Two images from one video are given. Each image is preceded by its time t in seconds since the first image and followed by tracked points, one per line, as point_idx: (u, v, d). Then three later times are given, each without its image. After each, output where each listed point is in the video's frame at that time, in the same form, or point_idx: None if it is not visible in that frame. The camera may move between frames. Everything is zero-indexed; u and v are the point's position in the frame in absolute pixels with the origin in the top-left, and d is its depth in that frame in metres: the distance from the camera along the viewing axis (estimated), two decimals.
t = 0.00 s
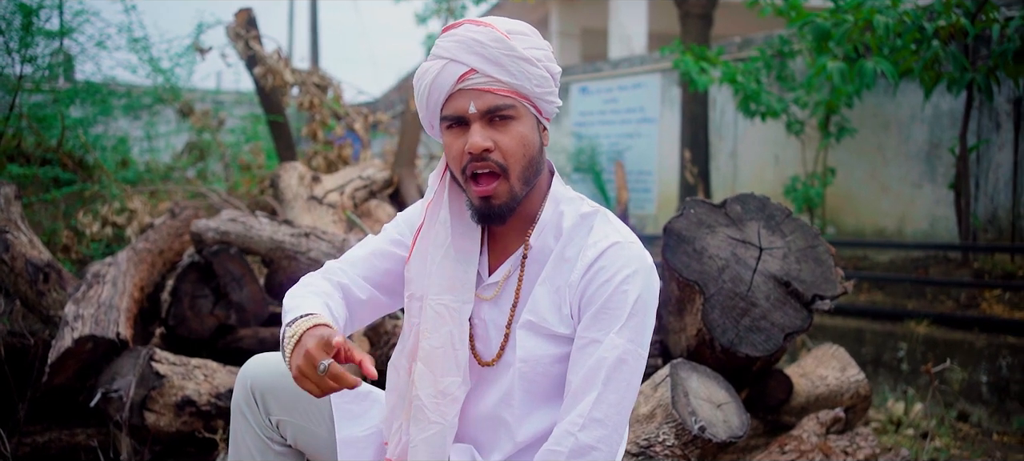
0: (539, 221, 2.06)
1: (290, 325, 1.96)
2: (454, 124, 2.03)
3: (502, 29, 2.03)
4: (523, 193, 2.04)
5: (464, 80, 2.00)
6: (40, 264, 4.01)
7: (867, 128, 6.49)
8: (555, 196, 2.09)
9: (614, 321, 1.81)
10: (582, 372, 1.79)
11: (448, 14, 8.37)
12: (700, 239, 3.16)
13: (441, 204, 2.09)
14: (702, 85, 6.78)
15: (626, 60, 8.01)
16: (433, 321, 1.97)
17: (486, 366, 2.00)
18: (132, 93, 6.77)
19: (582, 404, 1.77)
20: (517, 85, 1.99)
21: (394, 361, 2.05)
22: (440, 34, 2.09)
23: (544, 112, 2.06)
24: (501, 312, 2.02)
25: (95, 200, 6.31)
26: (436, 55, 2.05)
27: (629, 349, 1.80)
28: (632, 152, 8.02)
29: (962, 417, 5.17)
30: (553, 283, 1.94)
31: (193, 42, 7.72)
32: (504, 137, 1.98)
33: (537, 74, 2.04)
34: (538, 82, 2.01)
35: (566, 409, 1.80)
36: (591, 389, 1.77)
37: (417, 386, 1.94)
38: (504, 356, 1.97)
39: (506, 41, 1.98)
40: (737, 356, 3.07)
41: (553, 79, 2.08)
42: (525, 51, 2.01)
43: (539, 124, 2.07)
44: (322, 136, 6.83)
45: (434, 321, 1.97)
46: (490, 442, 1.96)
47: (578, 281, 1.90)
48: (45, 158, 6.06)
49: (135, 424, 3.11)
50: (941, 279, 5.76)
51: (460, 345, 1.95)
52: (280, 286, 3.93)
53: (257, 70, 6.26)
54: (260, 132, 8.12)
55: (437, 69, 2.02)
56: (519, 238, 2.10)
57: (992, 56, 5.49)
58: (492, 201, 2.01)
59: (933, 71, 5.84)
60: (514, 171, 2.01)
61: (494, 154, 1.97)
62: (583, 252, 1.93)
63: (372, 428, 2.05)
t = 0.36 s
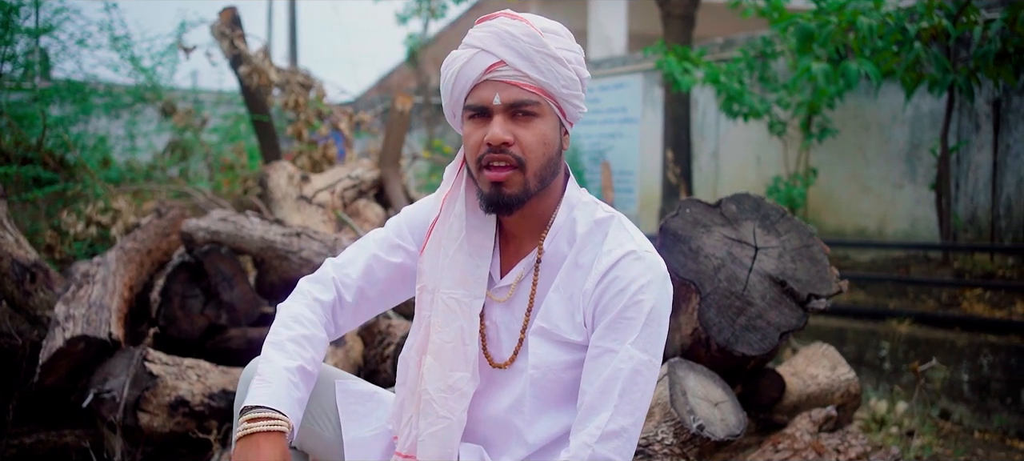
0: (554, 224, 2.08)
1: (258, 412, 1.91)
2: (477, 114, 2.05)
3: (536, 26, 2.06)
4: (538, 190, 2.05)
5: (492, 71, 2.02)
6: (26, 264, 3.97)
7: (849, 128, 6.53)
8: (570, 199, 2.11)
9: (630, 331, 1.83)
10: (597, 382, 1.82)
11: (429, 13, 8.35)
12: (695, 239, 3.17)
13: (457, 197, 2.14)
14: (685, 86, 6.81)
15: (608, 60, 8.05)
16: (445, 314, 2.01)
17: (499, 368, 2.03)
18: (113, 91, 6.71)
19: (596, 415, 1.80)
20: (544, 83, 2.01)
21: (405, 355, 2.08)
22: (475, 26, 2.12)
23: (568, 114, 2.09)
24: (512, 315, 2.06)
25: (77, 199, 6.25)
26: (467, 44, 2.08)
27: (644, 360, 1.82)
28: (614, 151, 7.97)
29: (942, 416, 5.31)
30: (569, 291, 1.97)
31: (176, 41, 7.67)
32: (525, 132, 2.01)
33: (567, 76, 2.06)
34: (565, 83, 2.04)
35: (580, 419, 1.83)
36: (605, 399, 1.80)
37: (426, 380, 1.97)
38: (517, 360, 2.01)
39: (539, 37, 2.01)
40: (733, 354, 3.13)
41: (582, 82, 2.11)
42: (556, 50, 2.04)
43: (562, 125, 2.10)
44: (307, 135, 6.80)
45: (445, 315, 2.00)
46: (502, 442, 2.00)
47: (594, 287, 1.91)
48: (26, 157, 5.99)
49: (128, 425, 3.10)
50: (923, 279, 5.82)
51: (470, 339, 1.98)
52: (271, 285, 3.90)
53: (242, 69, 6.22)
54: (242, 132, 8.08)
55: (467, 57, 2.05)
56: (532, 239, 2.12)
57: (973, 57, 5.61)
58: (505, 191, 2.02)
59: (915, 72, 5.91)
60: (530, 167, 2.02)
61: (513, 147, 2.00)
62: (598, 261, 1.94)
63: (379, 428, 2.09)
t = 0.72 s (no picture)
0: (558, 234, 2.07)
1: (278, 403, 2.00)
2: (486, 122, 2.04)
3: (550, 38, 2.05)
4: (543, 201, 2.04)
5: (504, 81, 2.02)
6: (16, 270, 3.95)
7: (830, 131, 6.57)
8: (574, 206, 2.10)
9: (627, 344, 1.83)
10: (596, 395, 1.83)
11: (412, 15, 8.33)
12: (695, 245, 3.19)
13: (467, 203, 2.15)
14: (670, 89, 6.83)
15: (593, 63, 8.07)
16: (456, 317, 2.01)
17: (505, 376, 2.04)
18: (95, 93, 6.65)
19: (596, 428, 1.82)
20: (554, 95, 2.01)
21: (418, 359, 2.10)
22: (490, 35, 2.12)
23: (578, 128, 2.08)
24: (520, 323, 2.07)
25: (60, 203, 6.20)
26: (481, 53, 2.08)
27: (643, 373, 1.81)
28: (598, 153, 8.02)
29: (926, 417, 5.35)
30: (571, 301, 1.97)
31: (159, 43, 7.63)
32: (532, 142, 2.00)
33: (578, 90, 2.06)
34: (575, 97, 2.03)
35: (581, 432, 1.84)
36: (604, 412, 1.81)
37: (439, 383, 1.97)
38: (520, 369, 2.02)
39: (552, 50, 2.01)
40: (732, 360, 3.15)
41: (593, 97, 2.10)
42: (568, 64, 2.03)
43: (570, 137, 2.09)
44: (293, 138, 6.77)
45: (457, 320, 2.01)
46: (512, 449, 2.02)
47: (593, 299, 1.92)
48: (9, 160, 5.94)
49: (126, 433, 3.09)
50: (905, 281, 5.88)
51: (481, 343, 1.99)
52: (265, 291, 3.86)
53: (229, 71, 6.20)
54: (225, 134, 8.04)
55: (481, 65, 2.05)
56: (537, 248, 2.12)
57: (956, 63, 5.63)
58: (509, 201, 2.02)
59: (898, 77, 6.00)
60: (536, 177, 2.01)
61: (519, 157, 1.99)
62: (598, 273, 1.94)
63: (392, 438, 2.12)
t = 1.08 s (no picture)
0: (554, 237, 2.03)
1: (340, 391, 1.94)
2: (482, 132, 2.00)
3: (545, 49, 2.00)
4: (539, 209, 2.00)
5: (499, 93, 1.97)
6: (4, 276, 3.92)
7: (812, 135, 6.63)
8: (570, 208, 2.05)
9: (611, 337, 1.79)
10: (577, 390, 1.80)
11: (392, 16, 8.30)
12: (696, 250, 3.22)
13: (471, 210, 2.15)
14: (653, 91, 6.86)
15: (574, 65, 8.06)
16: (463, 319, 2.00)
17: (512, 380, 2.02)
18: (75, 94, 6.56)
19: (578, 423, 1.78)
20: (549, 106, 1.96)
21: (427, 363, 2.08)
22: (486, 44, 2.07)
23: (573, 135, 2.02)
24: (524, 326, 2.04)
25: (43, 206, 6.14)
26: (478, 63, 2.03)
27: (626, 366, 1.76)
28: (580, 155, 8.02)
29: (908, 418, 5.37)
30: (561, 301, 1.95)
31: (140, 44, 7.58)
32: (528, 152, 1.95)
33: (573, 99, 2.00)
34: (571, 107, 1.98)
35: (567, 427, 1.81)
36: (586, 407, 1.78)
37: (451, 384, 1.96)
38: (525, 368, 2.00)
39: (546, 61, 1.96)
40: (733, 364, 3.17)
41: (589, 106, 2.04)
42: (563, 74, 1.98)
43: (567, 147, 2.03)
44: (278, 140, 6.75)
45: (465, 321, 2.00)
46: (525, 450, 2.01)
47: (580, 297, 1.90)
48: None
49: (125, 441, 3.05)
50: (887, 283, 5.92)
51: (490, 344, 1.99)
52: (259, 296, 3.84)
53: (215, 73, 6.17)
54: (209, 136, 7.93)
55: (476, 76, 2.01)
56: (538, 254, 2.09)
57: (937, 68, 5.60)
58: (506, 211, 1.98)
59: (880, 80, 6.01)
60: (531, 186, 1.97)
61: (515, 168, 1.94)
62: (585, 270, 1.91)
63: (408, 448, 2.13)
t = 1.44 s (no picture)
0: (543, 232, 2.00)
1: (379, 405, 1.94)
2: (483, 150, 1.99)
3: (546, 67, 1.98)
4: (539, 226, 1.99)
5: (501, 114, 1.96)
6: None
7: (792, 136, 6.47)
8: (566, 208, 1.98)
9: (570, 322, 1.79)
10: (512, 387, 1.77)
11: (370, 16, 8.25)
12: (695, 253, 3.24)
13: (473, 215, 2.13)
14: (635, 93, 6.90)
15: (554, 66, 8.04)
16: (462, 327, 1.98)
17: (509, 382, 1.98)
18: (53, 94, 6.36)
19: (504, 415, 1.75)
20: (551, 127, 1.95)
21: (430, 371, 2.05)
22: (488, 58, 2.05)
23: (574, 151, 2.01)
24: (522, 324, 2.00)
25: (23, 208, 6.07)
26: (479, 79, 2.01)
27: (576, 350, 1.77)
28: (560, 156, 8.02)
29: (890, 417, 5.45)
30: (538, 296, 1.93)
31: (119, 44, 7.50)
32: (529, 173, 1.96)
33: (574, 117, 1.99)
34: (572, 126, 1.97)
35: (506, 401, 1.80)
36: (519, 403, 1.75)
37: (452, 391, 1.94)
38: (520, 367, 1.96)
39: (549, 83, 1.94)
40: (733, 367, 3.21)
41: (591, 121, 2.03)
42: (565, 94, 1.96)
43: (568, 162, 2.02)
44: (261, 141, 6.72)
45: (464, 328, 1.98)
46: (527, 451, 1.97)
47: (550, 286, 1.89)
48: None
49: (121, 447, 3.03)
50: (867, 283, 5.96)
51: (490, 350, 1.96)
52: (252, 299, 3.82)
53: (199, 74, 6.14)
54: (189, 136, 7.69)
55: (478, 95, 1.99)
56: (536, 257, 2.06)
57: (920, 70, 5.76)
58: (507, 230, 1.97)
59: (861, 83, 6.06)
60: (530, 204, 1.97)
61: (516, 189, 1.95)
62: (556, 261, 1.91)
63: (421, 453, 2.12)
